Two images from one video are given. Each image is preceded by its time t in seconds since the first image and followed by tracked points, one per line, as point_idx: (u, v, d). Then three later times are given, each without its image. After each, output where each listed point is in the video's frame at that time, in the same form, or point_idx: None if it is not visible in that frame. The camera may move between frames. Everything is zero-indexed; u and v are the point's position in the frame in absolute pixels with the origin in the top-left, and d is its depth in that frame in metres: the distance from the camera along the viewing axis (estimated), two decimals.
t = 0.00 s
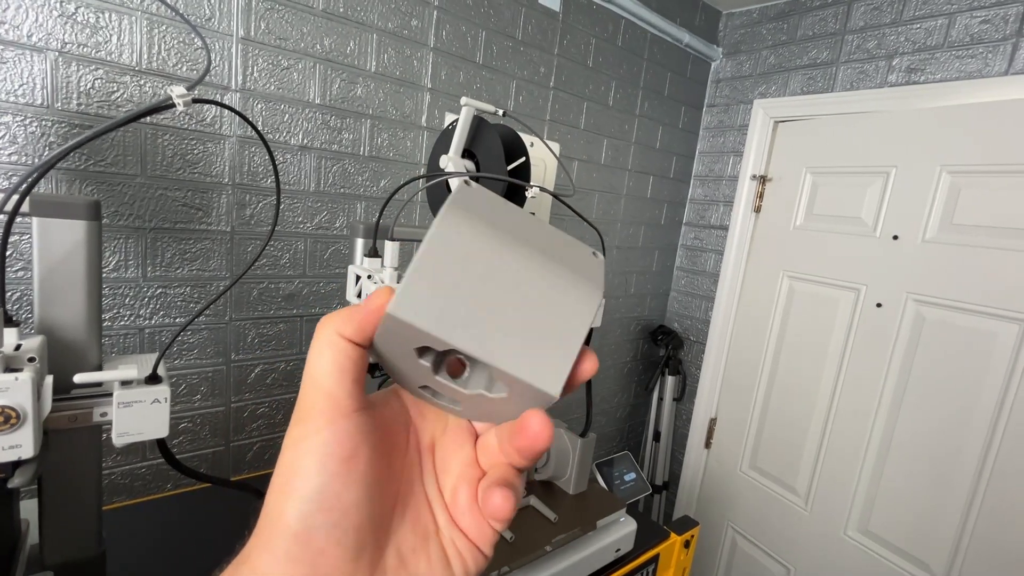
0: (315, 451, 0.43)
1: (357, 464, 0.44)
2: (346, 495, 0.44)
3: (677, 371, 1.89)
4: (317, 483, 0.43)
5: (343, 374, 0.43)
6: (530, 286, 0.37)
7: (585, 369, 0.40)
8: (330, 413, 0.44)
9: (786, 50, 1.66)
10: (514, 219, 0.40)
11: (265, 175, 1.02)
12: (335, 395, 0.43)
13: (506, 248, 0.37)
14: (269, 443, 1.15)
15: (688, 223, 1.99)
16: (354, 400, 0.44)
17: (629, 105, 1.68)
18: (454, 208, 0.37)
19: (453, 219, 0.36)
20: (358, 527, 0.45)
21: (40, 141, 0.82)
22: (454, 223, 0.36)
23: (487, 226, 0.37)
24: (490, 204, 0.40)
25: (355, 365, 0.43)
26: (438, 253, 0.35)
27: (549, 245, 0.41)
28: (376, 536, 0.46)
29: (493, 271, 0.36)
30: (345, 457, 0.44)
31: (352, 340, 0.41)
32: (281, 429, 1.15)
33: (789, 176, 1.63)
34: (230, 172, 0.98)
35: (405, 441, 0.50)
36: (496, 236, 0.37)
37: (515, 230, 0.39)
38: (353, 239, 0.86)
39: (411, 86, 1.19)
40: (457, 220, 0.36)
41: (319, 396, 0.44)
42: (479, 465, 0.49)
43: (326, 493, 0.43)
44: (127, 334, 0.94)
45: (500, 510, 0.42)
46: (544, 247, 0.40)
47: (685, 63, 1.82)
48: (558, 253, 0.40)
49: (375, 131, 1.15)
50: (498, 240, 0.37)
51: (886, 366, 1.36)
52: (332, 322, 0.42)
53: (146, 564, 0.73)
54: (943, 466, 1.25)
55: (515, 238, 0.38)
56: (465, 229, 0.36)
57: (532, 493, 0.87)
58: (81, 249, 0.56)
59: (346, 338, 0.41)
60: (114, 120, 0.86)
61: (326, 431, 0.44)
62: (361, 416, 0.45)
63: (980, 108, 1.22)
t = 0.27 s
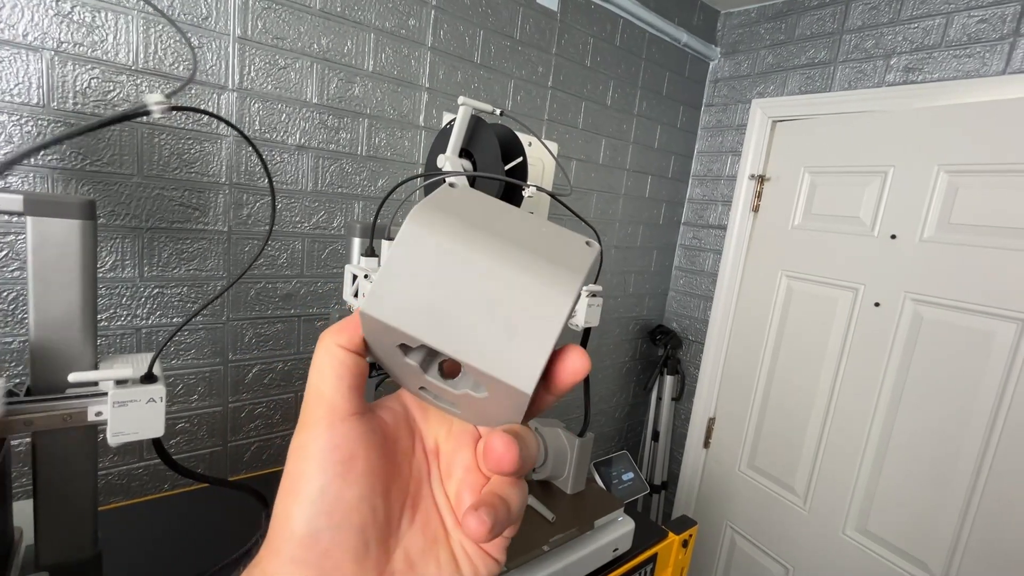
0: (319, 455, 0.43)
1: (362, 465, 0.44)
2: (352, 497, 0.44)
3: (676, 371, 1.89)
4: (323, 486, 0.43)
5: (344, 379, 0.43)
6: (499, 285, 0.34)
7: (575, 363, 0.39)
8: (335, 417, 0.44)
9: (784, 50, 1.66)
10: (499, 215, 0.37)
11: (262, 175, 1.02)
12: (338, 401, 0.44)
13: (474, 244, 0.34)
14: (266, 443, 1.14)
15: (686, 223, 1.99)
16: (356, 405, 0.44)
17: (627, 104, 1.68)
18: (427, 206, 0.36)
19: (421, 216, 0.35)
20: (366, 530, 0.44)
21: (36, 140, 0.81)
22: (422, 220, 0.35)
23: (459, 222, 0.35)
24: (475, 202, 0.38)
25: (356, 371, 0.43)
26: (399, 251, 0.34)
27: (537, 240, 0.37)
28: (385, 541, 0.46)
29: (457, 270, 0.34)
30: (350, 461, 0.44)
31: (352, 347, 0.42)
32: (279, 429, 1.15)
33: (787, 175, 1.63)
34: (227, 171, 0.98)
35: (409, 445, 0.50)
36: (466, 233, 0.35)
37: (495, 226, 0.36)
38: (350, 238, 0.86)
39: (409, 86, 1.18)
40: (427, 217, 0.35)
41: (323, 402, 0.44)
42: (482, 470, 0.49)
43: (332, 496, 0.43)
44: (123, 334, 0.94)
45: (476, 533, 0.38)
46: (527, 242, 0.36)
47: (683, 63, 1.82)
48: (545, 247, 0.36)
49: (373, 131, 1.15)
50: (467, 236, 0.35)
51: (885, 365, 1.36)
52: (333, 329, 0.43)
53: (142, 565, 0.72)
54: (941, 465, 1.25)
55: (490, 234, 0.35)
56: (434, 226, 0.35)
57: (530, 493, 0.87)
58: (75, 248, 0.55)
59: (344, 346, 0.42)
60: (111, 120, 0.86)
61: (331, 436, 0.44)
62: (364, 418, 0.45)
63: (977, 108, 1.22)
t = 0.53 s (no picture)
0: (316, 461, 0.43)
1: (360, 469, 0.44)
2: (350, 503, 0.44)
3: (675, 371, 1.89)
4: (321, 491, 0.43)
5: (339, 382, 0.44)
6: (478, 286, 0.33)
7: (570, 364, 0.38)
8: (331, 421, 0.44)
9: (783, 50, 1.66)
10: (485, 213, 0.37)
11: (261, 175, 1.02)
12: (333, 405, 0.44)
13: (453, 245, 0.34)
14: (265, 444, 1.14)
15: (685, 223, 1.99)
16: (351, 408, 0.45)
17: (626, 104, 1.68)
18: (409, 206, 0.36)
19: (402, 216, 0.35)
20: (366, 535, 0.44)
21: (34, 141, 0.81)
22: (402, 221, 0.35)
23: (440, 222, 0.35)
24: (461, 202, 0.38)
25: (351, 372, 0.44)
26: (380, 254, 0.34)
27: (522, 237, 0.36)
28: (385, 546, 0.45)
29: (436, 273, 0.34)
30: (346, 464, 0.44)
31: (344, 350, 0.43)
32: (278, 430, 1.15)
33: (786, 175, 1.63)
34: (226, 171, 0.98)
35: (408, 448, 0.50)
36: (446, 233, 0.35)
37: (478, 224, 0.36)
38: (348, 238, 0.86)
39: (408, 86, 1.18)
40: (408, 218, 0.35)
41: (318, 406, 0.44)
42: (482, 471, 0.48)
43: (330, 502, 0.43)
44: (122, 335, 0.93)
45: (465, 546, 0.35)
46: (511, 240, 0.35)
47: (682, 63, 1.82)
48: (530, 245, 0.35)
49: (372, 131, 1.15)
50: (447, 236, 0.34)
51: (883, 365, 1.37)
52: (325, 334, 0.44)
53: (139, 566, 0.72)
54: (940, 465, 1.25)
55: (471, 233, 0.35)
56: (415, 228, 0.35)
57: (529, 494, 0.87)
58: (73, 249, 0.55)
59: (336, 348, 0.43)
60: (109, 120, 0.86)
61: (327, 440, 0.44)
62: (359, 423, 0.45)
63: (975, 108, 1.22)
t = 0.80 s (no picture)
0: (314, 463, 0.43)
1: (359, 470, 0.44)
2: (349, 504, 0.43)
3: (674, 371, 1.90)
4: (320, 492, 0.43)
5: (334, 383, 0.44)
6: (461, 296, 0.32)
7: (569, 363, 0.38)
8: (327, 422, 0.44)
9: (782, 51, 1.67)
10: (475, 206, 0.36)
11: (262, 175, 1.02)
12: (329, 406, 0.44)
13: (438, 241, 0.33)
14: (266, 444, 1.14)
15: (685, 223, 2.00)
16: (348, 408, 0.45)
17: (625, 105, 1.69)
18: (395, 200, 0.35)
19: (386, 211, 0.34)
20: (365, 536, 0.44)
21: (35, 140, 0.81)
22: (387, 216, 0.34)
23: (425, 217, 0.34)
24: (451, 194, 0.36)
25: (346, 372, 0.44)
26: (365, 252, 0.34)
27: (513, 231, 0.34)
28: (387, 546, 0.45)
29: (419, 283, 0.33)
30: (344, 464, 0.44)
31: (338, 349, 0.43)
32: (279, 430, 1.15)
33: (785, 176, 1.64)
34: (227, 172, 0.98)
35: (407, 448, 0.50)
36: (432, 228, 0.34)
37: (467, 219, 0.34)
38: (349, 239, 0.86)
39: (408, 87, 1.19)
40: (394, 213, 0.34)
41: (314, 408, 0.44)
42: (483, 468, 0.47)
43: (329, 504, 0.43)
44: (123, 335, 0.93)
45: (460, 550, 0.35)
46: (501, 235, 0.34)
47: (681, 64, 1.83)
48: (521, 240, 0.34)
49: (373, 131, 1.15)
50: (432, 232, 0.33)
51: (882, 365, 1.37)
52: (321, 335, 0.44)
53: (141, 566, 0.72)
54: (939, 464, 1.26)
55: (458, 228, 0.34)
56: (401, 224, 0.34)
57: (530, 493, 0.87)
58: (77, 249, 0.55)
59: (330, 349, 0.43)
60: (111, 120, 0.86)
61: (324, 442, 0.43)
62: (357, 423, 0.45)
63: (974, 109, 1.23)
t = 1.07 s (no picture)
0: (319, 463, 0.44)
1: (361, 469, 0.45)
2: (354, 503, 0.44)
3: (669, 370, 1.92)
4: (326, 492, 0.44)
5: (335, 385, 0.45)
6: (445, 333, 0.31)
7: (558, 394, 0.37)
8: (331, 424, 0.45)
9: (775, 55, 1.69)
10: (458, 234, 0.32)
11: (262, 177, 1.04)
12: (331, 407, 0.45)
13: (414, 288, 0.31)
14: (265, 441, 1.16)
15: (680, 224, 2.02)
16: (350, 409, 0.46)
17: (621, 108, 1.71)
18: (367, 225, 0.32)
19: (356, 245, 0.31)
20: (372, 534, 0.45)
21: (39, 143, 0.83)
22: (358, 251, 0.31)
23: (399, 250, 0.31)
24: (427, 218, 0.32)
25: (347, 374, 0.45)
26: (340, 285, 0.32)
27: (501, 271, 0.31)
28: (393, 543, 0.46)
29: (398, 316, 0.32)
30: (348, 464, 0.45)
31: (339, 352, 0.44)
32: (278, 427, 1.17)
33: (778, 178, 1.66)
34: (228, 173, 1.00)
35: (412, 447, 0.51)
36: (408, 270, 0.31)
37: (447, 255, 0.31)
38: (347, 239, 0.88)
39: (406, 90, 1.20)
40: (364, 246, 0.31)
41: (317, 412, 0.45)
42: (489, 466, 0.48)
43: (335, 504, 0.44)
44: (125, 334, 0.95)
45: (467, 560, 0.34)
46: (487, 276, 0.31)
47: (676, 67, 1.85)
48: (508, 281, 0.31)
49: (371, 134, 1.17)
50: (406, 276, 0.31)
51: (872, 364, 1.39)
52: (315, 338, 0.46)
53: (144, 560, 0.74)
54: (927, 462, 1.28)
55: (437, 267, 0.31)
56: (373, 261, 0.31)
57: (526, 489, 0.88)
58: (84, 248, 0.57)
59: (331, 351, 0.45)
60: (114, 123, 0.88)
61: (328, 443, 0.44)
62: (359, 424, 0.46)
63: (961, 113, 1.26)
